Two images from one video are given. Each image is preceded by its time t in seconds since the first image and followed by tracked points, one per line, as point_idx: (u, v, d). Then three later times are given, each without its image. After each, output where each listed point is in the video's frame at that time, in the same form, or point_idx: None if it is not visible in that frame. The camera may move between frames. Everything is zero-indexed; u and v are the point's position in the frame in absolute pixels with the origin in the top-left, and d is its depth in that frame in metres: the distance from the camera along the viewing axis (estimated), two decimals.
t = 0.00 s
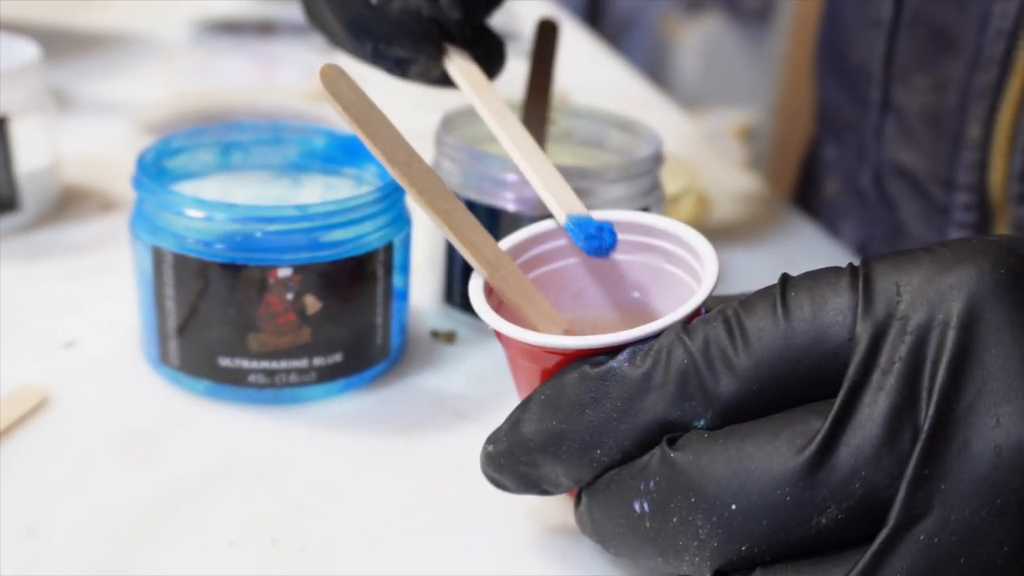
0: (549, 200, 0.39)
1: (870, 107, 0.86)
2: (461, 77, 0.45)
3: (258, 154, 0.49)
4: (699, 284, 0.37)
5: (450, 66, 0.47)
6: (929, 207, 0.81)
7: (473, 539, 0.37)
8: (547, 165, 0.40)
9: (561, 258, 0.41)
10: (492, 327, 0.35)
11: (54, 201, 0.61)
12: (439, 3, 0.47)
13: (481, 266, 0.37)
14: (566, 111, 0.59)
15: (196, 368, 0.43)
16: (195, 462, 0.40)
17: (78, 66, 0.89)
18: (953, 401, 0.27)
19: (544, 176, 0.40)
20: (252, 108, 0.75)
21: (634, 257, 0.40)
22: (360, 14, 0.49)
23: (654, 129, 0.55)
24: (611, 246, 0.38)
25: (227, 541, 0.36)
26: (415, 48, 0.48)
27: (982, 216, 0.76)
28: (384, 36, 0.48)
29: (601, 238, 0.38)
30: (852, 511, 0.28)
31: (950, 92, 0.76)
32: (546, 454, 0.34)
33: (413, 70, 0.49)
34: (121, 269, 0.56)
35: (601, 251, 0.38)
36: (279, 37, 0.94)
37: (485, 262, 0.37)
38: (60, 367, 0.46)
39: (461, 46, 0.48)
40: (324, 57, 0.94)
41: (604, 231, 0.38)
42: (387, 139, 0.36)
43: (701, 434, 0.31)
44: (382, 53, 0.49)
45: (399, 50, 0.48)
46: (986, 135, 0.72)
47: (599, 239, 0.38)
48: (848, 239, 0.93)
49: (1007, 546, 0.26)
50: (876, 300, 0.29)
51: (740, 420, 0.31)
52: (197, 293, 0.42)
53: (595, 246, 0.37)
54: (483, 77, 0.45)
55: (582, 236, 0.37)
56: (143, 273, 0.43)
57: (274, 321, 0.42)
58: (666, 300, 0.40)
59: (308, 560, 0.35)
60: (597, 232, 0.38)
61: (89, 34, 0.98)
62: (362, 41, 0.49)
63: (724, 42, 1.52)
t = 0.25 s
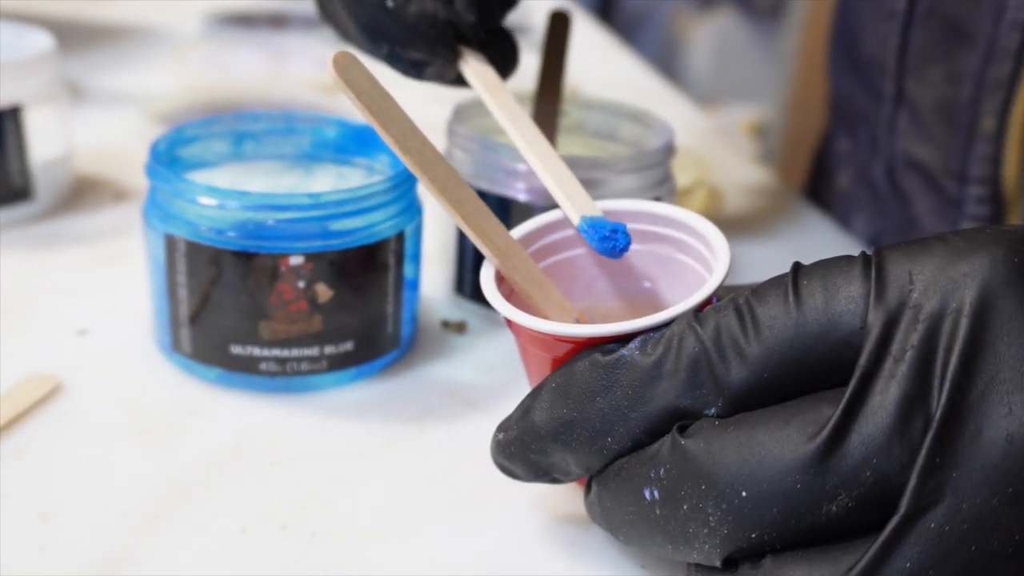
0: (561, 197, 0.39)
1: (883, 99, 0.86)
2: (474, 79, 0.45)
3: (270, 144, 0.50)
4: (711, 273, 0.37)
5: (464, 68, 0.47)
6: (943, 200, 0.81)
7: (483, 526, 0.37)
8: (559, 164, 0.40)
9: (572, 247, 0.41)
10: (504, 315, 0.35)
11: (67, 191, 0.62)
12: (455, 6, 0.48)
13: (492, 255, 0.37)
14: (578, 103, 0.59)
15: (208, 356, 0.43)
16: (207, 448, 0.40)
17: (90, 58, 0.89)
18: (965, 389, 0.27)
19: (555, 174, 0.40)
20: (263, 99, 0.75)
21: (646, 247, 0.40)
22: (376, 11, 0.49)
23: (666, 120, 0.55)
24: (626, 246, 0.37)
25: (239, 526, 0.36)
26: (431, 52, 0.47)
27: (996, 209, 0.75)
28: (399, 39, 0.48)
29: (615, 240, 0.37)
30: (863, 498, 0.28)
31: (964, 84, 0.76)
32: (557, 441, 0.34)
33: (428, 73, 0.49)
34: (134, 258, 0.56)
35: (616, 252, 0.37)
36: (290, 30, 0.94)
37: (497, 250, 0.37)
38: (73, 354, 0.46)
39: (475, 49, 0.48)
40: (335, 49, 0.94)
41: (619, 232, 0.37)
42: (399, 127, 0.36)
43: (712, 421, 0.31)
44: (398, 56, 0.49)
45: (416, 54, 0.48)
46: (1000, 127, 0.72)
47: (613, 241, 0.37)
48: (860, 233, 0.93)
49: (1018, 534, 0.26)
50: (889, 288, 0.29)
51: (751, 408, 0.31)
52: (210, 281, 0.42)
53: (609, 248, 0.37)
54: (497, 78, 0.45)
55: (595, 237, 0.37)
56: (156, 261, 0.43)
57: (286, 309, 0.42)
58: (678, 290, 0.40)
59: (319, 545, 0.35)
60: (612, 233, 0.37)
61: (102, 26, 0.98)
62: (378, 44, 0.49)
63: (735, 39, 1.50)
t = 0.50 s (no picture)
0: (569, 195, 0.39)
1: (893, 96, 0.86)
2: (483, 73, 0.45)
3: (279, 140, 0.50)
4: (717, 269, 0.37)
5: (472, 62, 0.47)
6: (952, 196, 0.81)
7: (490, 521, 0.37)
8: (567, 160, 0.40)
9: (579, 243, 0.41)
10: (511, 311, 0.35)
11: (78, 185, 0.62)
12: None
13: (500, 251, 0.37)
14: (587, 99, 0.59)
15: (217, 351, 0.44)
16: (216, 442, 0.40)
17: (101, 53, 0.89)
18: (971, 385, 0.27)
19: (562, 169, 0.40)
20: (273, 95, 0.75)
21: (654, 243, 0.40)
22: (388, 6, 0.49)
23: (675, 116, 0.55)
24: (630, 242, 0.38)
25: (247, 519, 0.36)
26: (439, 44, 0.48)
27: (1004, 206, 0.75)
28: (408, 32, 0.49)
29: (621, 235, 0.37)
30: (867, 494, 0.28)
31: (974, 80, 0.75)
32: (563, 437, 0.34)
33: (436, 66, 0.49)
34: (143, 253, 0.56)
35: (621, 246, 0.37)
36: (300, 25, 0.94)
37: (504, 246, 0.37)
38: (84, 347, 0.46)
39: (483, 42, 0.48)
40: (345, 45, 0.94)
41: (624, 227, 0.37)
42: (408, 122, 0.36)
43: (718, 417, 0.31)
44: (406, 48, 0.50)
45: (424, 46, 0.48)
46: (1010, 124, 0.72)
47: (619, 236, 0.37)
48: (869, 230, 0.93)
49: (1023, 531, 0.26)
50: (896, 285, 0.29)
51: (758, 404, 0.31)
52: (219, 276, 0.42)
53: (614, 243, 0.37)
54: (506, 73, 0.45)
55: (601, 232, 0.37)
56: (166, 256, 0.44)
57: (295, 304, 0.42)
58: (685, 286, 0.40)
59: (327, 539, 0.35)
60: (617, 228, 0.37)
61: (113, 22, 0.99)
62: (386, 36, 0.50)
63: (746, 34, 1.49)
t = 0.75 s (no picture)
0: (577, 193, 0.39)
1: (896, 94, 0.86)
2: (490, 77, 0.46)
3: (286, 135, 0.50)
4: (720, 264, 0.38)
5: (479, 65, 0.47)
6: (954, 194, 0.81)
7: (492, 514, 0.38)
8: (573, 158, 0.40)
9: (583, 238, 0.41)
10: (514, 305, 0.36)
11: (86, 180, 0.63)
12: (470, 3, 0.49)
13: (504, 246, 0.37)
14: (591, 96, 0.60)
15: (224, 344, 0.44)
16: (223, 435, 0.41)
17: (108, 49, 0.90)
18: (969, 380, 0.27)
19: (568, 166, 0.40)
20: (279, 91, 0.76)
21: (657, 238, 0.41)
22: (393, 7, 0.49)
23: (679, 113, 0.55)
24: (641, 240, 0.38)
25: (252, 510, 0.37)
26: (447, 49, 0.48)
27: (1007, 204, 0.75)
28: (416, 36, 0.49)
29: (630, 233, 0.37)
30: (865, 487, 0.28)
31: (977, 79, 0.75)
32: (565, 430, 0.34)
33: (443, 68, 0.50)
34: (151, 247, 0.57)
35: (631, 245, 0.38)
36: (305, 22, 0.95)
37: (508, 241, 0.37)
38: (91, 340, 0.47)
39: (491, 45, 0.49)
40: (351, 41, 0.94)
41: (634, 226, 0.38)
42: (413, 118, 0.37)
43: (719, 411, 0.31)
44: (414, 53, 0.49)
45: (433, 52, 0.49)
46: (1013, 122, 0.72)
47: (628, 235, 0.37)
48: (872, 227, 0.93)
49: (1019, 524, 0.27)
50: (895, 281, 0.29)
51: (758, 398, 0.32)
52: (226, 270, 0.42)
53: (624, 242, 0.37)
54: (512, 75, 0.45)
55: (611, 231, 0.37)
56: (173, 250, 0.44)
57: (301, 298, 0.43)
58: (688, 281, 0.41)
59: (332, 531, 0.36)
60: (627, 227, 0.37)
61: (120, 17, 0.99)
62: (394, 41, 0.50)
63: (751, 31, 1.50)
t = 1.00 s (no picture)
0: (580, 191, 0.39)
1: (899, 93, 0.86)
2: (495, 74, 0.46)
3: (291, 134, 0.51)
4: (722, 263, 0.38)
5: (484, 63, 0.47)
6: (956, 193, 0.81)
7: (494, 510, 0.38)
8: (577, 158, 0.41)
9: (586, 237, 0.42)
10: (518, 303, 0.36)
11: (92, 178, 0.63)
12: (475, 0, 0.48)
13: (507, 244, 0.38)
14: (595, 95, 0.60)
15: (229, 342, 0.45)
16: (228, 432, 0.41)
17: (114, 47, 0.90)
18: (967, 379, 0.28)
19: (571, 164, 0.40)
20: (284, 89, 0.76)
21: (660, 238, 0.41)
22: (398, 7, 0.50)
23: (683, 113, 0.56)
24: (642, 237, 0.38)
25: (258, 506, 0.37)
26: (452, 46, 0.49)
27: (1009, 204, 0.75)
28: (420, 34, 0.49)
29: (632, 229, 0.38)
30: (864, 484, 0.28)
31: (979, 79, 0.75)
32: (568, 427, 0.35)
33: (448, 66, 0.50)
34: (157, 245, 0.57)
35: (632, 241, 0.38)
36: (310, 21, 0.95)
37: (512, 239, 0.38)
38: (98, 337, 0.47)
39: (495, 43, 0.49)
40: (356, 39, 0.95)
41: (636, 222, 0.38)
42: (417, 118, 0.37)
43: (720, 409, 0.31)
44: (418, 50, 0.50)
45: (436, 48, 0.49)
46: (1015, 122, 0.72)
47: (629, 230, 0.38)
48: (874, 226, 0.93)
49: (1017, 522, 0.27)
50: (895, 280, 0.30)
51: (759, 396, 0.32)
52: (232, 268, 0.43)
53: (625, 237, 0.38)
54: (517, 72, 0.46)
55: (612, 226, 0.38)
56: (180, 248, 0.44)
57: (306, 296, 0.43)
58: (690, 280, 0.41)
59: (336, 527, 0.36)
60: (628, 222, 0.38)
61: (126, 15, 1.00)
62: (399, 37, 0.50)
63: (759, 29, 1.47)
